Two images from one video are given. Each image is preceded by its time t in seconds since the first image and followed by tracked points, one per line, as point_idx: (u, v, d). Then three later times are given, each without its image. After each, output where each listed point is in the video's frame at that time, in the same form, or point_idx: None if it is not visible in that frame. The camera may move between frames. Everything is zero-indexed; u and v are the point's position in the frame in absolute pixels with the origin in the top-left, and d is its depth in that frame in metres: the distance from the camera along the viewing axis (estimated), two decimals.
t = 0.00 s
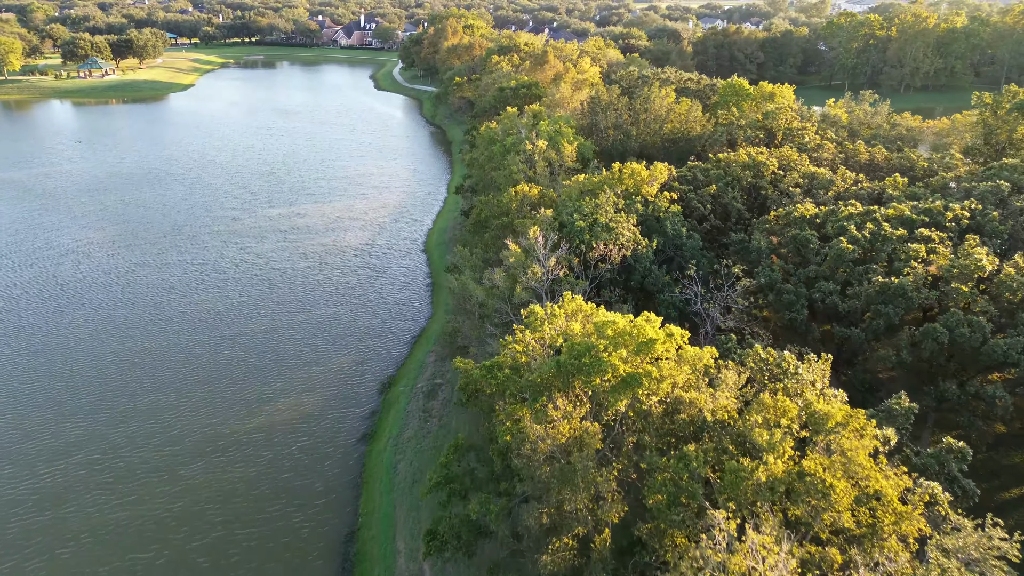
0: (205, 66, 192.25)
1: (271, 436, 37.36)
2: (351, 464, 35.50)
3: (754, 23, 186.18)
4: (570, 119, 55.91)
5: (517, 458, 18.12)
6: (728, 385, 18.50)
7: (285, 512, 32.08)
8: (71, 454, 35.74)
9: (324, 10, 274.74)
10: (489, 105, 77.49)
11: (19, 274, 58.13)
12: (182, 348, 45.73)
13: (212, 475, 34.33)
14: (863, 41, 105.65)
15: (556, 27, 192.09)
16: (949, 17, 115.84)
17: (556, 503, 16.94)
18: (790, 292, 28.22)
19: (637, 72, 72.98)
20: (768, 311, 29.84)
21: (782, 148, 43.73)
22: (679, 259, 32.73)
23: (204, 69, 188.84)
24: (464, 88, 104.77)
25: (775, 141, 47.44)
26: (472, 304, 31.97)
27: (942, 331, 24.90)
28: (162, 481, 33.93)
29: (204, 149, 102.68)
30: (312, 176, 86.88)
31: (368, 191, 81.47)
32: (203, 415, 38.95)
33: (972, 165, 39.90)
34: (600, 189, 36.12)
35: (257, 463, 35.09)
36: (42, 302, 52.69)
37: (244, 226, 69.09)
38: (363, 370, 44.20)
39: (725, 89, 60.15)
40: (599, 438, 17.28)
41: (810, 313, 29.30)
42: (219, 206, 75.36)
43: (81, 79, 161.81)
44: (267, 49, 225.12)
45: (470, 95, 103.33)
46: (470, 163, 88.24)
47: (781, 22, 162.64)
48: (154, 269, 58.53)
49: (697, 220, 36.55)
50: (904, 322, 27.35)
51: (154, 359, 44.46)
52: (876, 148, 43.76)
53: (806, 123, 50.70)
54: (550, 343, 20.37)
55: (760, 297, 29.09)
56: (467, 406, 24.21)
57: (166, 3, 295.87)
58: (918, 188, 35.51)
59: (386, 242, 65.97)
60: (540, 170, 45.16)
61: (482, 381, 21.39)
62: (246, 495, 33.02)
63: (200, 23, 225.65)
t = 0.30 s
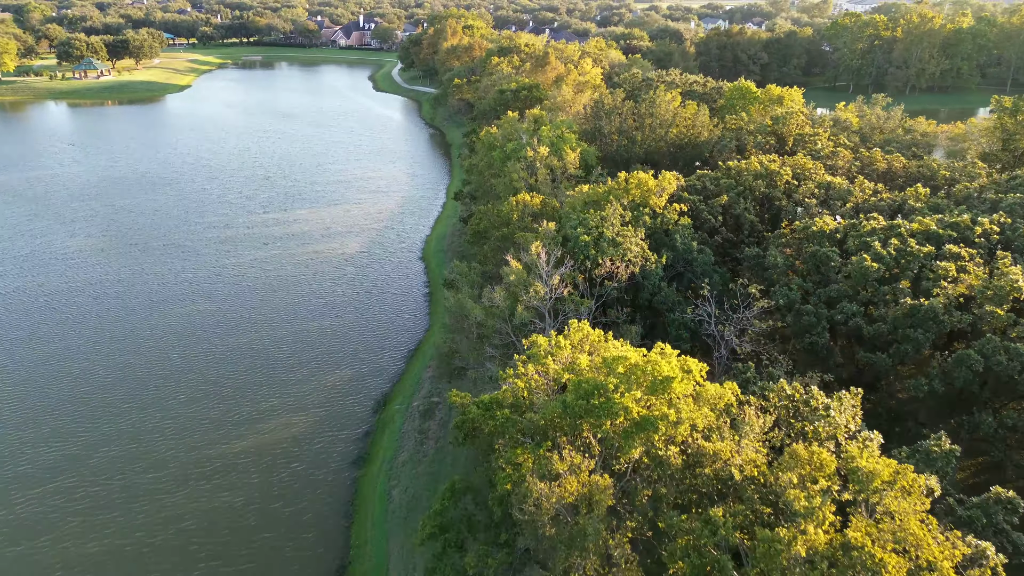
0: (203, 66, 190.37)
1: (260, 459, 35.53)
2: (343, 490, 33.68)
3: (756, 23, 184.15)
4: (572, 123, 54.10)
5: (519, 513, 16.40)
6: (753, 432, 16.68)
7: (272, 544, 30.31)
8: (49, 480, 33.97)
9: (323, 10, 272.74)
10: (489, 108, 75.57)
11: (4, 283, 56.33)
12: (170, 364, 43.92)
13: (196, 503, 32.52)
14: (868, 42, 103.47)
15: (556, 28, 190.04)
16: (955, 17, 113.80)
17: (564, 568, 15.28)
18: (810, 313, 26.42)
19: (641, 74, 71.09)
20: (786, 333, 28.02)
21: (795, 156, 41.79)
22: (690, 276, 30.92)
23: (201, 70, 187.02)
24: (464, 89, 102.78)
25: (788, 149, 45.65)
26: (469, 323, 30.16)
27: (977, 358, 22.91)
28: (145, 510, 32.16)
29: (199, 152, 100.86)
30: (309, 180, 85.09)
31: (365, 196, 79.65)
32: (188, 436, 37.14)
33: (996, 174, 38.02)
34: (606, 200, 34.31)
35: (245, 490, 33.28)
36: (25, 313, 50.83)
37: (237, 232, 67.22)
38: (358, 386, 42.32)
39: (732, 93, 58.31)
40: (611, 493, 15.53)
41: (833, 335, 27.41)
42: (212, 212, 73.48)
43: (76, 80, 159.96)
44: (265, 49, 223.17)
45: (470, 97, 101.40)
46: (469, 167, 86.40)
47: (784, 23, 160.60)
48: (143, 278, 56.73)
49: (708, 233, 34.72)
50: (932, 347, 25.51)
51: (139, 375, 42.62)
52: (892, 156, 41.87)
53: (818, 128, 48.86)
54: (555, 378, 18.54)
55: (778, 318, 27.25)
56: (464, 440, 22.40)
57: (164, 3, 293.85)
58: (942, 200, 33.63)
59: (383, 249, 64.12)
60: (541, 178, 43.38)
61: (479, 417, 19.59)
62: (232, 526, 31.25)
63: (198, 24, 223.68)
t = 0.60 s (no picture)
0: (200, 68, 188.55)
1: (249, 485, 33.72)
2: (336, 520, 31.88)
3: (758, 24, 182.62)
4: (576, 129, 52.24)
5: None
6: (787, 491, 14.97)
7: None
8: (25, 510, 32.18)
9: (322, 10, 270.96)
10: (489, 111, 73.76)
11: None
12: (156, 381, 42.11)
13: (180, 536, 30.73)
14: (873, 44, 101.48)
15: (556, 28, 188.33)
16: (962, 18, 112.04)
17: None
18: (834, 338, 24.55)
19: (644, 77, 69.22)
20: (806, 358, 26.18)
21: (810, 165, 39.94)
22: (704, 295, 29.03)
23: (198, 71, 185.20)
24: (463, 91, 100.92)
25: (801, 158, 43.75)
26: (468, 346, 28.35)
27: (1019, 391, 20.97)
28: (125, 544, 30.37)
29: (194, 156, 99.07)
30: (305, 185, 83.29)
31: (363, 201, 77.81)
32: (173, 461, 35.31)
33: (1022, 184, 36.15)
34: (612, 213, 32.45)
35: (232, 522, 31.49)
36: (8, 326, 49.00)
37: (231, 240, 65.40)
38: (352, 404, 40.46)
39: (740, 97, 56.44)
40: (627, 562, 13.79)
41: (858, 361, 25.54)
42: (205, 218, 71.67)
43: (72, 81, 158.07)
44: (263, 50, 221.36)
45: (470, 99, 99.63)
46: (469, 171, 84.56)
47: (786, 24, 158.91)
48: (132, 289, 54.88)
49: (720, 248, 32.89)
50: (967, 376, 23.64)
51: (123, 394, 40.79)
52: (910, 165, 40.02)
53: (831, 135, 46.99)
54: (562, 423, 16.72)
55: (799, 343, 25.40)
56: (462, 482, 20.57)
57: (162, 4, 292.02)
58: (969, 213, 31.73)
59: (380, 257, 62.27)
60: (543, 188, 41.53)
61: (478, 463, 17.75)
62: (217, 561, 29.46)
63: (196, 25, 221.85)
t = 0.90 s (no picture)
0: (199, 69, 186.98)
1: (241, 514, 31.99)
2: (331, 553, 30.14)
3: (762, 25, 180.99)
4: (582, 134, 50.45)
5: None
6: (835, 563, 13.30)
7: None
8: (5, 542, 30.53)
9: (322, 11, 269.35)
10: (491, 114, 72.01)
11: None
12: (145, 399, 40.39)
13: (167, 571, 29.03)
14: (878, 45, 98.45)
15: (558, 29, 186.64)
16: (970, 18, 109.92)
17: None
18: (867, 365, 22.73)
19: (651, 79, 67.43)
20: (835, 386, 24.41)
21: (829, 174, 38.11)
22: (724, 316, 27.25)
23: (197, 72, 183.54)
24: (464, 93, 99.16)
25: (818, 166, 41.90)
26: (471, 371, 26.63)
27: None
28: None
29: (191, 160, 97.43)
30: (304, 189, 81.60)
31: (362, 206, 76.04)
32: (162, 487, 33.60)
33: None
34: (625, 227, 30.67)
35: (221, 555, 29.76)
36: None
37: (226, 247, 63.71)
38: (349, 424, 38.67)
39: (751, 101, 54.63)
40: None
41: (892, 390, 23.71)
42: (201, 224, 70.02)
43: (69, 83, 156.37)
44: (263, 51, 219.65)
45: (471, 101, 97.94)
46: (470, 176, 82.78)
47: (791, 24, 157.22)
48: (124, 300, 53.18)
49: (738, 263, 31.15)
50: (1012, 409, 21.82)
51: (111, 413, 39.08)
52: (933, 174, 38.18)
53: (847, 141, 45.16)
54: (580, 477, 15.01)
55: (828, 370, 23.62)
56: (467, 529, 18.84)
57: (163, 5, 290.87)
58: (1001, 226, 29.91)
59: (379, 265, 60.51)
60: (549, 197, 39.79)
61: (486, 518, 16.03)
62: None
63: (195, 25, 220.15)
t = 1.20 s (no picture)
0: (198, 69, 185.17)
1: (236, 543, 30.32)
2: None
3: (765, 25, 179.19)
4: (590, 139, 48.78)
5: None
6: None
7: None
8: None
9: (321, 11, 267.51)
10: (494, 117, 70.31)
11: None
12: (138, 417, 38.76)
13: None
14: (886, 45, 97.38)
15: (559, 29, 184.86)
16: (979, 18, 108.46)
17: None
18: (908, 395, 21.13)
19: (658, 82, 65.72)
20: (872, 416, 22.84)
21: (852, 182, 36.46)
22: (750, 337, 25.64)
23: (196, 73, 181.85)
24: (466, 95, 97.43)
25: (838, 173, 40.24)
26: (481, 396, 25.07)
27: None
28: None
29: (189, 163, 95.87)
30: (303, 194, 80.04)
31: (362, 211, 74.38)
32: (154, 512, 31.97)
33: None
34: (642, 240, 29.07)
35: None
36: None
37: (223, 254, 62.07)
38: (350, 444, 36.98)
39: (764, 104, 52.92)
40: None
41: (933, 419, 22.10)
42: (199, 230, 68.46)
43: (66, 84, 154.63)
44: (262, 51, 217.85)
45: (473, 103, 96.24)
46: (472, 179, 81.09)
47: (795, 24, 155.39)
48: (118, 310, 51.53)
49: (762, 279, 29.54)
50: None
51: (102, 432, 37.44)
52: (961, 182, 36.46)
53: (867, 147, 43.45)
54: (613, 540, 13.56)
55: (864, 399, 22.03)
56: None
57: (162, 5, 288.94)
58: None
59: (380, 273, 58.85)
60: (558, 206, 38.15)
61: None
62: None
63: (194, 25, 218.26)
